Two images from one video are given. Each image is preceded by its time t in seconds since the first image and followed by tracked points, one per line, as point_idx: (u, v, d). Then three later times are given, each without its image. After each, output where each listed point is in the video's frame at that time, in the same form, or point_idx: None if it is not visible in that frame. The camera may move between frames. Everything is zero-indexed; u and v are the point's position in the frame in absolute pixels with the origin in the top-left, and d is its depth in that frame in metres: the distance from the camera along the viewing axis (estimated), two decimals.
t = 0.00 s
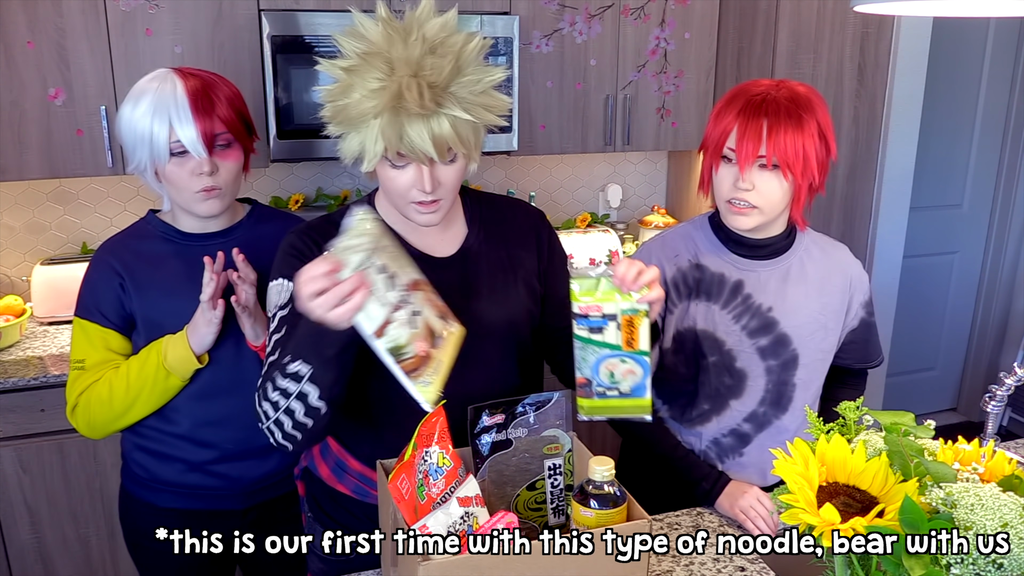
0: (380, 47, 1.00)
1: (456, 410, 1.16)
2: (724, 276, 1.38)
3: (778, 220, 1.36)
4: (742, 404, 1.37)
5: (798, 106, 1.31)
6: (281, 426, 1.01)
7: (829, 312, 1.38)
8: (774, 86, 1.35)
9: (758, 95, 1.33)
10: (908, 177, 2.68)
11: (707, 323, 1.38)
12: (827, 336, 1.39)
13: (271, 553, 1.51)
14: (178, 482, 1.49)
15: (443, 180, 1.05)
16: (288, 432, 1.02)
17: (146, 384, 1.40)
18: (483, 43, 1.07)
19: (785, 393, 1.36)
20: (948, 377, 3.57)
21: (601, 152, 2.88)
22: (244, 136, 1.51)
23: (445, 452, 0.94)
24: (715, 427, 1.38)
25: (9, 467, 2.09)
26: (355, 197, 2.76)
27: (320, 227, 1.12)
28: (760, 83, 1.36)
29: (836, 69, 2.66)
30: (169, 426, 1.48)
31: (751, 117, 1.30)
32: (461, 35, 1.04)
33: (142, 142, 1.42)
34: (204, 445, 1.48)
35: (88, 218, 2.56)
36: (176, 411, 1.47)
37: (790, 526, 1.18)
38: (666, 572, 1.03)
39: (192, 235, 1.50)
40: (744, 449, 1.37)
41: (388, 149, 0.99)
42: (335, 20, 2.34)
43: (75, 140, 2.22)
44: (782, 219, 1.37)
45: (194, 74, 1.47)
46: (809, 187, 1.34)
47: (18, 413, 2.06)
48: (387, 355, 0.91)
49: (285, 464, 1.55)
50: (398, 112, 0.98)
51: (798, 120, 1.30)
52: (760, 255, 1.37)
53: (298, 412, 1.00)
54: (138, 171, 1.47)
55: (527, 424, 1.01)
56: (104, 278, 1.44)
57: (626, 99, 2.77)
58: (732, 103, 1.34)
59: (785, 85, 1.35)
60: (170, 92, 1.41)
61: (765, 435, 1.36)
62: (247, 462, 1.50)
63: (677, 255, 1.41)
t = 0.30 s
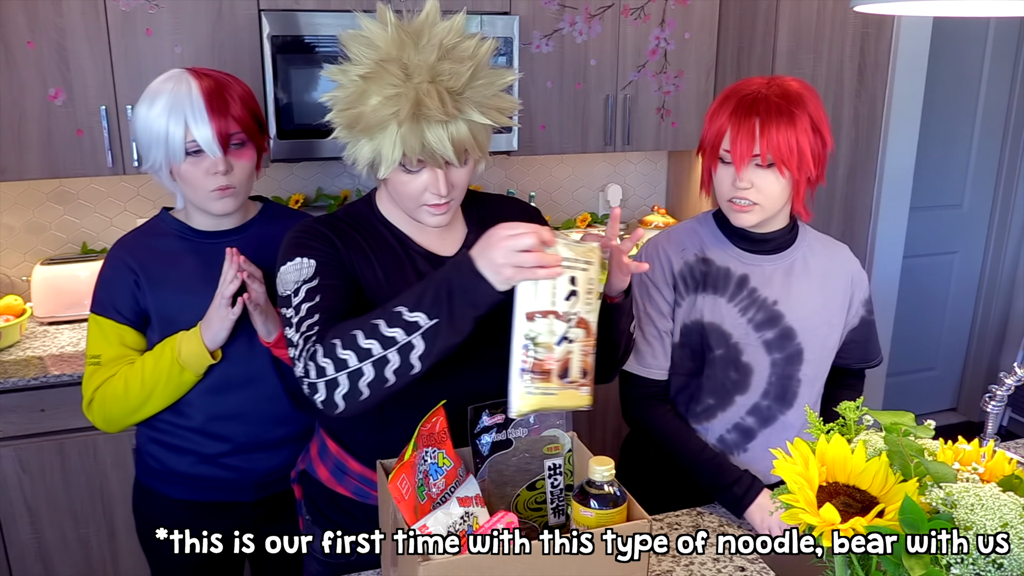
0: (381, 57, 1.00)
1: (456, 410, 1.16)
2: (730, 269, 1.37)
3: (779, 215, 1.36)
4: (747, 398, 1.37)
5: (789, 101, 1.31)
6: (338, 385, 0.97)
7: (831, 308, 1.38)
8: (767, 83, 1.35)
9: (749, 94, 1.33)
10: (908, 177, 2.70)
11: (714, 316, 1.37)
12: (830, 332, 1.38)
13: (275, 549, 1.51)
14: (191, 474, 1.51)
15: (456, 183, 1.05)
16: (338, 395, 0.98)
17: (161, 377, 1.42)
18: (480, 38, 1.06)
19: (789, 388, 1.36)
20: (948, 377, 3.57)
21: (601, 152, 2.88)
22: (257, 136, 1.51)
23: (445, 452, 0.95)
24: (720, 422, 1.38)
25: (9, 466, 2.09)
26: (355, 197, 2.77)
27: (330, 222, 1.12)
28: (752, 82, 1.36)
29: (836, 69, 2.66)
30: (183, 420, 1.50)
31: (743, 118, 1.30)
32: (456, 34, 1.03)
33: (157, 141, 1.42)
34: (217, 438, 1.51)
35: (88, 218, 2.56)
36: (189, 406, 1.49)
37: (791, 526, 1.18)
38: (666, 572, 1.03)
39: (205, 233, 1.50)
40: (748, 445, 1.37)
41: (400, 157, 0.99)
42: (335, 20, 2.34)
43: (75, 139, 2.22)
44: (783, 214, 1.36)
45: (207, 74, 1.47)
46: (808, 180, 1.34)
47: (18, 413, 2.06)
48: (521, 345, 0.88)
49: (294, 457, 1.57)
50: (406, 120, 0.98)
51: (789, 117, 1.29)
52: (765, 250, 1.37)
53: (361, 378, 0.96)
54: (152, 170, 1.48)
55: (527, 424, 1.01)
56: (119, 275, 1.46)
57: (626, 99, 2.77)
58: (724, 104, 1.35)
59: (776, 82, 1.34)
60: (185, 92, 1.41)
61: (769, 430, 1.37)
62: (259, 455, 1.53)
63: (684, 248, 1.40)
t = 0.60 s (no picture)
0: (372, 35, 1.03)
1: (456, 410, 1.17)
2: (734, 268, 1.37)
3: (780, 214, 1.36)
4: (750, 396, 1.37)
5: (786, 103, 1.31)
6: (377, 393, 0.97)
7: (833, 307, 1.38)
8: (763, 83, 1.35)
9: (746, 96, 1.33)
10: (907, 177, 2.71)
11: (719, 315, 1.37)
12: (831, 331, 1.38)
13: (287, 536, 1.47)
14: (202, 465, 1.51)
15: (450, 165, 1.05)
16: (372, 403, 0.98)
17: (174, 373, 1.43)
18: (477, 24, 1.08)
19: (791, 386, 1.37)
20: (948, 377, 3.57)
21: (601, 152, 2.88)
22: (265, 136, 1.51)
23: (445, 452, 0.95)
24: (722, 422, 1.38)
25: (9, 466, 2.09)
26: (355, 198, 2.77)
27: (336, 223, 1.11)
28: (750, 84, 1.35)
29: (836, 69, 2.66)
30: (195, 414, 1.51)
31: (739, 121, 1.31)
32: (448, 15, 1.05)
33: (168, 143, 1.43)
34: (228, 432, 1.51)
35: (88, 218, 2.56)
36: (202, 400, 1.50)
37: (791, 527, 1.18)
38: (666, 572, 1.03)
39: (216, 232, 1.50)
40: (751, 444, 1.37)
41: (388, 130, 1.01)
42: (336, 20, 2.34)
43: (75, 139, 2.22)
44: (784, 213, 1.36)
45: (215, 75, 1.47)
46: (807, 181, 1.34)
47: (18, 413, 2.06)
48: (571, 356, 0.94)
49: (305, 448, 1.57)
50: (394, 91, 0.99)
51: (785, 119, 1.29)
52: (767, 250, 1.37)
53: (397, 386, 0.97)
54: (164, 170, 1.48)
55: (527, 424, 1.01)
56: (132, 273, 1.46)
57: (626, 99, 2.77)
58: (721, 106, 1.35)
59: (774, 85, 1.34)
60: (194, 94, 1.42)
61: (772, 429, 1.37)
62: (269, 447, 1.53)
63: (687, 249, 1.39)
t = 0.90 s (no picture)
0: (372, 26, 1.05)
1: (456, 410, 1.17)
2: (735, 268, 1.37)
3: (778, 214, 1.36)
4: (752, 396, 1.36)
5: (784, 105, 1.31)
6: (315, 413, 0.96)
7: (831, 305, 1.38)
8: (762, 83, 1.35)
9: (745, 96, 1.33)
10: (908, 177, 2.71)
11: (721, 316, 1.36)
12: (831, 329, 1.38)
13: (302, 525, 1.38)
14: (208, 460, 1.51)
15: (445, 157, 1.04)
16: (314, 422, 0.97)
17: (179, 372, 1.43)
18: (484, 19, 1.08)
19: (792, 385, 1.36)
20: (948, 377, 3.57)
21: (601, 152, 2.88)
22: (269, 137, 1.51)
23: (445, 452, 0.95)
24: (725, 423, 1.36)
25: (8, 466, 2.09)
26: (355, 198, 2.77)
27: (336, 226, 1.11)
28: (749, 84, 1.35)
29: (836, 69, 2.66)
30: (200, 411, 1.51)
31: (737, 121, 1.31)
32: (448, 7, 1.06)
33: (171, 147, 1.43)
34: (232, 428, 1.51)
35: (88, 218, 2.56)
36: (208, 397, 1.50)
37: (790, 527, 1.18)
38: (666, 572, 1.03)
39: (221, 232, 1.51)
40: (754, 445, 1.37)
41: (380, 117, 1.02)
42: (336, 20, 2.34)
43: (75, 139, 2.22)
44: (783, 212, 1.37)
45: (217, 78, 1.47)
46: (807, 182, 1.33)
47: (18, 413, 2.06)
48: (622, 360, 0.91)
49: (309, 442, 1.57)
50: (387, 78, 1.01)
51: (784, 120, 1.29)
52: (767, 249, 1.37)
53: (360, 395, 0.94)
54: (168, 172, 1.48)
55: (527, 424, 1.02)
56: (136, 273, 1.46)
57: (626, 99, 2.77)
58: (720, 107, 1.34)
59: (773, 85, 1.34)
60: (196, 97, 1.42)
61: (773, 428, 1.36)
62: (274, 443, 1.53)
63: (687, 250, 1.38)
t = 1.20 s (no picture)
0: (403, 39, 1.02)
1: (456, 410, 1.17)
2: (730, 268, 1.36)
3: (773, 212, 1.36)
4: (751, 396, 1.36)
5: (775, 103, 1.31)
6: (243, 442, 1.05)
7: (830, 304, 1.38)
8: (752, 82, 1.36)
9: (735, 95, 1.34)
10: (907, 177, 2.72)
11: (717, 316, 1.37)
12: (828, 327, 1.38)
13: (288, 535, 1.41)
14: (199, 468, 1.48)
15: (490, 164, 1.06)
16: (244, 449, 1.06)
17: (168, 379, 1.40)
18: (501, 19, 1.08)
19: (792, 384, 1.36)
20: (948, 377, 3.57)
21: (601, 152, 2.88)
22: (257, 139, 1.47)
23: (445, 452, 0.95)
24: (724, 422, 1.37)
25: (9, 467, 2.09)
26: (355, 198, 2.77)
27: (340, 224, 1.13)
28: (740, 83, 1.36)
29: (836, 69, 2.66)
30: (191, 418, 1.47)
31: (729, 120, 1.31)
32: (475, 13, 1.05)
33: (158, 151, 1.39)
34: (223, 436, 1.47)
35: (88, 218, 2.56)
36: (198, 404, 1.47)
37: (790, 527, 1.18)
38: (666, 572, 1.03)
39: (210, 235, 1.48)
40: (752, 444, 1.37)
41: (438, 134, 1.00)
42: (336, 19, 2.34)
43: (75, 139, 2.22)
44: (778, 211, 1.37)
45: (203, 78, 1.43)
46: (800, 178, 1.34)
47: (19, 413, 2.06)
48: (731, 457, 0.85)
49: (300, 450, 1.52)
50: (443, 94, 0.99)
51: (775, 117, 1.29)
52: (763, 248, 1.37)
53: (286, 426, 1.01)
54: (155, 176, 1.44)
55: (527, 424, 1.02)
56: (124, 277, 1.43)
57: (626, 99, 2.77)
58: (711, 106, 1.34)
59: (764, 84, 1.34)
60: (183, 98, 1.37)
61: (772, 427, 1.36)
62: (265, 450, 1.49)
63: (683, 250, 1.38)
